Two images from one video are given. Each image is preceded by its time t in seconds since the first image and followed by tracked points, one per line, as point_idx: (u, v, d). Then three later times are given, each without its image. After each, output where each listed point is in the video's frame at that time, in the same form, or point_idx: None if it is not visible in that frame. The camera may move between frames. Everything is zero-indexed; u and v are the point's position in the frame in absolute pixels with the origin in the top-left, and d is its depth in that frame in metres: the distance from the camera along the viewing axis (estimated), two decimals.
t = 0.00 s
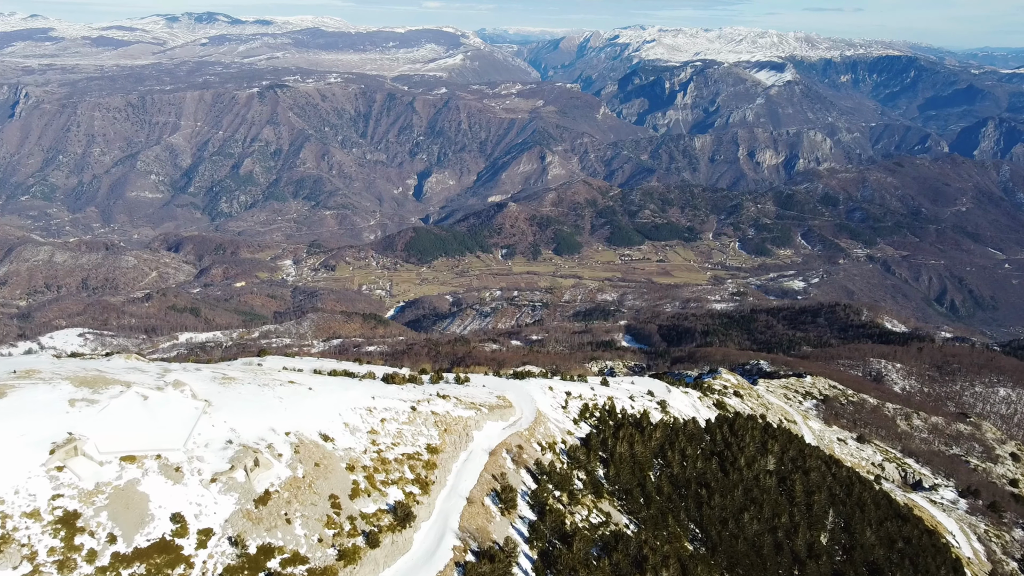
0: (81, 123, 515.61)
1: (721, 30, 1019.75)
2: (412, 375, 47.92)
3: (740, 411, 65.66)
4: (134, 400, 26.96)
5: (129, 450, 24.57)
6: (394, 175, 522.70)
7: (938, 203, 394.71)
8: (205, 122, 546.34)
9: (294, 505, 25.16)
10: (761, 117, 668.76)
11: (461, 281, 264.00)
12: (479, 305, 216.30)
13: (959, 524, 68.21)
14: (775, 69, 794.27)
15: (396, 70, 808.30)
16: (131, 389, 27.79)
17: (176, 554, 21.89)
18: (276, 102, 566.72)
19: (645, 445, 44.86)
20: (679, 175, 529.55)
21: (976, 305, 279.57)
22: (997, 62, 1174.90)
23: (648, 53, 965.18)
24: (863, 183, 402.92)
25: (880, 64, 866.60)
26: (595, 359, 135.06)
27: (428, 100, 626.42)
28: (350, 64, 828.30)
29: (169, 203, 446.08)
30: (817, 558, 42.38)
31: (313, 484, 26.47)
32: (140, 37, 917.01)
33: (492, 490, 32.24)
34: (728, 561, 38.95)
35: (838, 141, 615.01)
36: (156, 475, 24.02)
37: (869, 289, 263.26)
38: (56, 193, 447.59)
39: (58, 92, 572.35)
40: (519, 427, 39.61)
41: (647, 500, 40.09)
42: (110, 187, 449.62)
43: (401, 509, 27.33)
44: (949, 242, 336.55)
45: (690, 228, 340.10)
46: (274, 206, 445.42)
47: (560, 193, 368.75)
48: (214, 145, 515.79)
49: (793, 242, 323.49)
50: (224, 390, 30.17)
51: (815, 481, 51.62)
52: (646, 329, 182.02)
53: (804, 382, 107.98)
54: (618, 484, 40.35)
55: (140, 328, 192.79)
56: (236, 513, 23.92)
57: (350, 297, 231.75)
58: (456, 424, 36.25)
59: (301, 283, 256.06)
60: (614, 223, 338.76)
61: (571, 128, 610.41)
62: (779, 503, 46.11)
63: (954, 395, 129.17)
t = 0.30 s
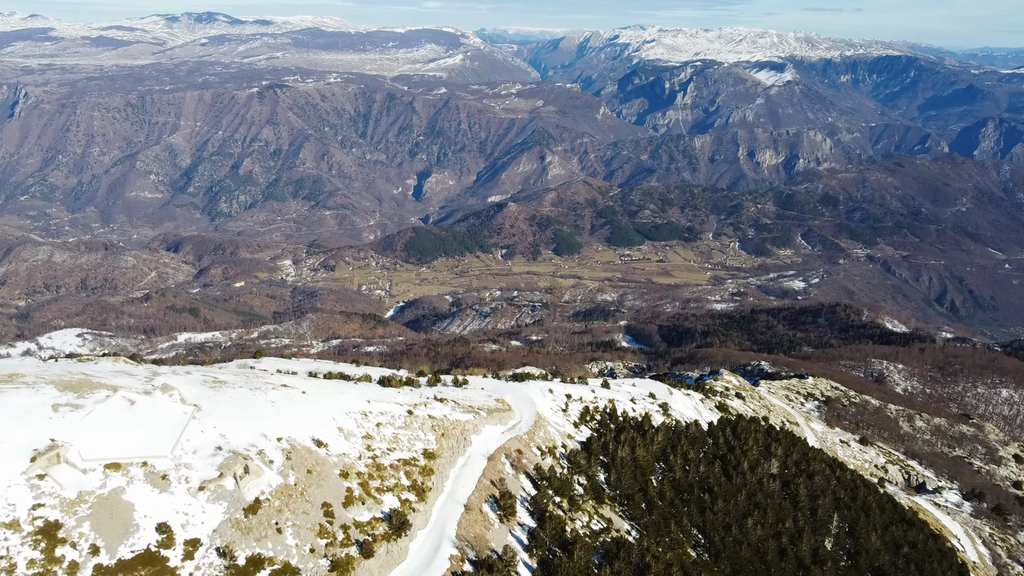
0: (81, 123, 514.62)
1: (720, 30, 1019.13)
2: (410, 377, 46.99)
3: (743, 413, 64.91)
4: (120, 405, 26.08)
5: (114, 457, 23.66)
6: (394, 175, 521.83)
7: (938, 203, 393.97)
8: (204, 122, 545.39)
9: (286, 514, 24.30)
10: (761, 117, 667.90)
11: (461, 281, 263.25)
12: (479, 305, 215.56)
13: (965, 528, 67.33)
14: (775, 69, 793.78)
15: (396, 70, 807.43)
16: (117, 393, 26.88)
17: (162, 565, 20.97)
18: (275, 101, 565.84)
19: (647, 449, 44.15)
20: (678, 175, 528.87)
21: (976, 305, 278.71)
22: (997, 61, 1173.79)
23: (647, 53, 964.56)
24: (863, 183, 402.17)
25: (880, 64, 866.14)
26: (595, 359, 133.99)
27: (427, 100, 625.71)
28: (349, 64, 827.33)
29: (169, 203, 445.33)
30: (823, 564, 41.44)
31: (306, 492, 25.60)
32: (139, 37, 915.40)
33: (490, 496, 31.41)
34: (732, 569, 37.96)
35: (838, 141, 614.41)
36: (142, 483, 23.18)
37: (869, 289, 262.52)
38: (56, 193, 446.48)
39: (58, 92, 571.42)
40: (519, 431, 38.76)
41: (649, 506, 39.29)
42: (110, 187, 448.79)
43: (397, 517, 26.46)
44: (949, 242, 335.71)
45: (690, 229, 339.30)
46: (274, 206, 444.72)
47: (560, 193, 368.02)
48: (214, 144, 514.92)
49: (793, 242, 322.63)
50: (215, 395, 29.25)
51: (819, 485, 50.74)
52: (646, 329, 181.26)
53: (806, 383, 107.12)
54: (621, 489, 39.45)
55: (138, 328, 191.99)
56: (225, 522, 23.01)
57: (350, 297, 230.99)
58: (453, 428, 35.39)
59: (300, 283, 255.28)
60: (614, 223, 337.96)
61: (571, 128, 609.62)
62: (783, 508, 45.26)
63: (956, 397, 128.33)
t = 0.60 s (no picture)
0: (80, 123, 513.57)
1: (720, 30, 1018.35)
2: (407, 380, 46.15)
3: (746, 416, 64.07)
4: (106, 410, 25.19)
5: (97, 465, 22.74)
6: (394, 175, 520.96)
7: (938, 203, 393.30)
8: (203, 122, 544.54)
9: (275, 524, 23.33)
10: (761, 118, 667.11)
11: (460, 281, 262.46)
12: (479, 305, 214.93)
13: (969, 531, 66.51)
14: (775, 70, 793.04)
15: (396, 71, 806.54)
16: (102, 398, 26.00)
17: None
18: (274, 102, 564.85)
19: (648, 454, 43.32)
20: (678, 176, 528.33)
21: (976, 305, 277.97)
22: (997, 62, 1172.68)
23: (647, 54, 964.00)
24: (862, 184, 401.43)
25: (880, 65, 865.46)
26: (595, 360, 132.91)
27: (427, 100, 624.93)
28: (349, 64, 826.23)
29: (169, 203, 444.52)
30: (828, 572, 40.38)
31: (297, 501, 24.70)
32: (139, 37, 913.61)
33: (489, 502, 30.52)
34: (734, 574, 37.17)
35: (838, 141, 613.78)
36: (126, 492, 22.24)
37: (869, 289, 261.78)
38: (55, 193, 445.47)
39: (57, 92, 570.41)
40: (518, 436, 37.92)
41: (651, 511, 38.43)
42: (110, 187, 447.82)
43: (392, 526, 25.51)
44: (949, 242, 334.91)
45: (690, 229, 338.37)
46: (274, 206, 443.94)
47: (559, 193, 367.23)
48: (213, 145, 514.20)
49: (793, 242, 321.92)
50: (204, 399, 28.30)
51: (823, 489, 49.86)
52: (646, 329, 180.50)
53: (808, 385, 106.17)
54: (623, 494, 38.56)
55: (137, 328, 191.16)
56: (212, 534, 22.01)
57: (349, 297, 230.23)
58: (451, 432, 34.55)
59: (300, 283, 254.58)
60: (614, 223, 337.24)
61: (570, 128, 609.01)
62: (788, 513, 44.31)
63: (959, 397, 127.50)
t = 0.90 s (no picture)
0: (79, 123, 512.86)
1: (720, 30, 1017.71)
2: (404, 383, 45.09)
3: (748, 418, 63.31)
4: (90, 416, 24.22)
5: (79, 474, 21.77)
6: (393, 176, 520.37)
7: (939, 203, 392.57)
8: (203, 122, 543.79)
9: (266, 535, 22.49)
10: (761, 118, 666.40)
11: (460, 282, 261.72)
12: (479, 305, 214.15)
13: (974, 535, 65.57)
14: (775, 70, 792.14)
15: (395, 71, 805.93)
16: (86, 403, 25.02)
17: None
18: (274, 102, 564.00)
19: (651, 458, 42.40)
20: (678, 176, 527.68)
21: (976, 305, 277.24)
22: (996, 62, 1172.93)
23: (647, 54, 963.36)
24: (863, 184, 400.69)
25: (880, 65, 864.91)
26: (594, 361, 131.95)
27: (427, 100, 624.29)
28: (349, 64, 825.81)
29: (168, 203, 443.72)
30: None
31: (288, 510, 23.82)
32: (138, 38, 912.82)
33: (487, 510, 29.68)
34: None
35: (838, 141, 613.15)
36: (109, 502, 21.31)
37: (869, 290, 261.05)
38: (54, 193, 444.81)
39: (57, 92, 569.45)
40: (518, 440, 37.05)
41: (654, 517, 37.42)
42: (109, 188, 446.85)
43: (387, 536, 24.62)
44: (949, 243, 334.14)
45: (690, 229, 337.65)
46: (273, 206, 443.33)
47: (559, 193, 366.50)
48: (213, 145, 513.57)
49: (793, 242, 321.11)
50: (193, 404, 27.34)
51: (827, 493, 48.99)
52: (646, 330, 179.68)
53: (810, 386, 105.35)
54: (626, 500, 37.62)
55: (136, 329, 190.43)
56: (198, 546, 21.12)
57: (349, 297, 229.49)
58: (449, 437, 33.63)
59: (299, 283, 253.92)
60: (614, 223, 336.44)
61: (570, 128, 608.49)
62: (792, 518, 43.45)
63: (961, 399, 126.62)
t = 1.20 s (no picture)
0: (79, 124, 512.06)
1: (720, 30, 1017.17)
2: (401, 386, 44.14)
3: (751, 421, 62.41)
4: (73, 423, 23.25)
5: (60, 483, 20.84)
6: (393, 176, 519.81)
7: (939, 204, 391.94)
8: (202, 123, 543.06)
9: (255, 545, 21.63)
10: (760, 118, 665.90)
11: (460, 282, 260.87)
12: (478, 306, 213.25)
13: (979, 539, 64.63)
14: (775, 70, 791.62)
15: (395, 71, 805.66)
16: (69, 410, 24.02)
17: None
18: (274, 102, 563.20)
19: (652, 462, 41.53)
20: (678, 176, 527.15)
21: (977, 305, 276.45)
22: (996, 62, 1173.03)
23: (647, 54, 963.17)
24: (862, 184, 399.99)
25: (879, 65, 864.39)
26: (594, 361, 130.95)
27: (427, 101, 623.73)
28: (348, 64, 825.39)
29: (168, 203, 442.91)
30: None
31: (278, 520, 22.92)
32: (138, 38, 912.26)
33: (485, 517, 28.82)
34: None
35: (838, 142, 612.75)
36: (91, 513, 20.41)
37: (869, 290, 260.32)
38: (54, 194, 443.98)
39: (56, 92, 568.82)
40: (517, 445, 36.14)
41: (656, 524, 36.46)
42: (108, 188, 445.99)
43: (380, 546, 23.69)
44: (949, 243, 333.41)
45: (690, 229, 337.03)
46: (273, 206, 442.60)
47: (559, 194, 365.87)
48: (212, 145, 512.84)
49: (793, 242, 320.27)
50: (181, 410, 26.37)
51: (833, 498, 47.97)
52: (646, 330, 178.79)
53: (812, 387, 104.42)
54: (628, 506, 36.71)
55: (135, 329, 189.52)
56: (184, 559, 20.21)
57: (348, 298, 228.63)
58: (446, 443, 32.75)
59: (299, 284, 253.06)
60: (614, 223, 335.62)
61: (570, 128, 608.07)
62: (797, 523, 42.45)
63: (963, 400, 125.78)
